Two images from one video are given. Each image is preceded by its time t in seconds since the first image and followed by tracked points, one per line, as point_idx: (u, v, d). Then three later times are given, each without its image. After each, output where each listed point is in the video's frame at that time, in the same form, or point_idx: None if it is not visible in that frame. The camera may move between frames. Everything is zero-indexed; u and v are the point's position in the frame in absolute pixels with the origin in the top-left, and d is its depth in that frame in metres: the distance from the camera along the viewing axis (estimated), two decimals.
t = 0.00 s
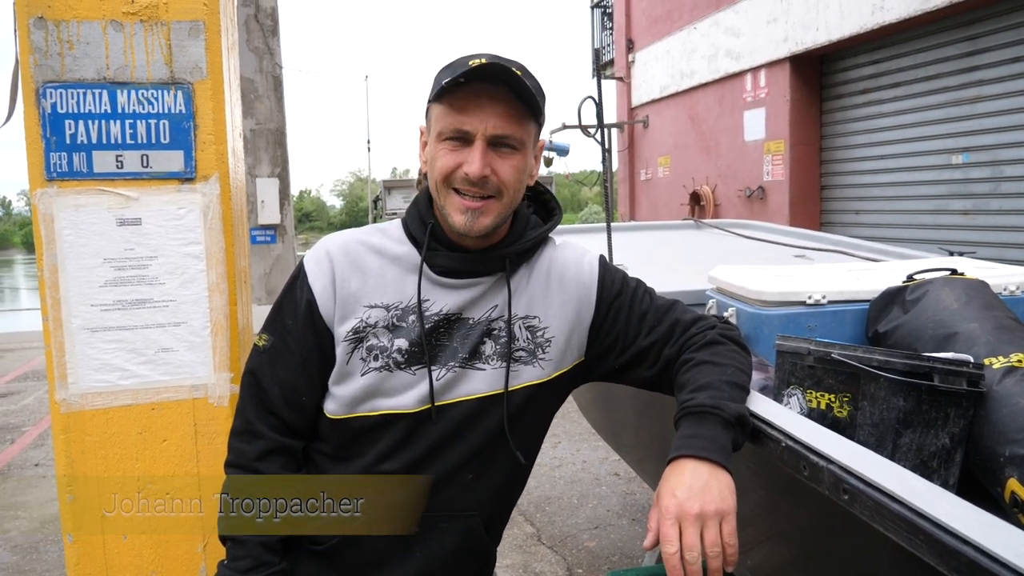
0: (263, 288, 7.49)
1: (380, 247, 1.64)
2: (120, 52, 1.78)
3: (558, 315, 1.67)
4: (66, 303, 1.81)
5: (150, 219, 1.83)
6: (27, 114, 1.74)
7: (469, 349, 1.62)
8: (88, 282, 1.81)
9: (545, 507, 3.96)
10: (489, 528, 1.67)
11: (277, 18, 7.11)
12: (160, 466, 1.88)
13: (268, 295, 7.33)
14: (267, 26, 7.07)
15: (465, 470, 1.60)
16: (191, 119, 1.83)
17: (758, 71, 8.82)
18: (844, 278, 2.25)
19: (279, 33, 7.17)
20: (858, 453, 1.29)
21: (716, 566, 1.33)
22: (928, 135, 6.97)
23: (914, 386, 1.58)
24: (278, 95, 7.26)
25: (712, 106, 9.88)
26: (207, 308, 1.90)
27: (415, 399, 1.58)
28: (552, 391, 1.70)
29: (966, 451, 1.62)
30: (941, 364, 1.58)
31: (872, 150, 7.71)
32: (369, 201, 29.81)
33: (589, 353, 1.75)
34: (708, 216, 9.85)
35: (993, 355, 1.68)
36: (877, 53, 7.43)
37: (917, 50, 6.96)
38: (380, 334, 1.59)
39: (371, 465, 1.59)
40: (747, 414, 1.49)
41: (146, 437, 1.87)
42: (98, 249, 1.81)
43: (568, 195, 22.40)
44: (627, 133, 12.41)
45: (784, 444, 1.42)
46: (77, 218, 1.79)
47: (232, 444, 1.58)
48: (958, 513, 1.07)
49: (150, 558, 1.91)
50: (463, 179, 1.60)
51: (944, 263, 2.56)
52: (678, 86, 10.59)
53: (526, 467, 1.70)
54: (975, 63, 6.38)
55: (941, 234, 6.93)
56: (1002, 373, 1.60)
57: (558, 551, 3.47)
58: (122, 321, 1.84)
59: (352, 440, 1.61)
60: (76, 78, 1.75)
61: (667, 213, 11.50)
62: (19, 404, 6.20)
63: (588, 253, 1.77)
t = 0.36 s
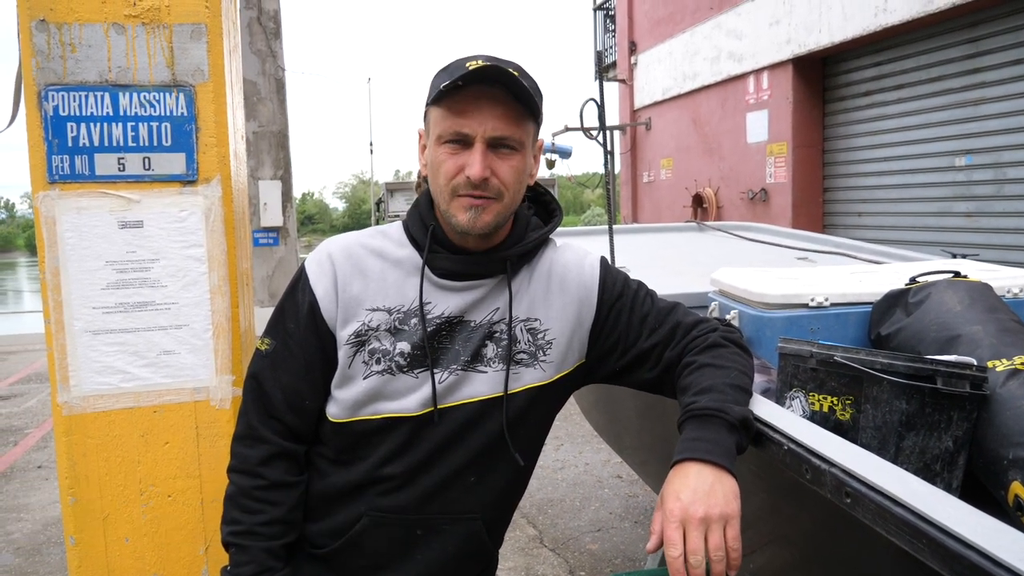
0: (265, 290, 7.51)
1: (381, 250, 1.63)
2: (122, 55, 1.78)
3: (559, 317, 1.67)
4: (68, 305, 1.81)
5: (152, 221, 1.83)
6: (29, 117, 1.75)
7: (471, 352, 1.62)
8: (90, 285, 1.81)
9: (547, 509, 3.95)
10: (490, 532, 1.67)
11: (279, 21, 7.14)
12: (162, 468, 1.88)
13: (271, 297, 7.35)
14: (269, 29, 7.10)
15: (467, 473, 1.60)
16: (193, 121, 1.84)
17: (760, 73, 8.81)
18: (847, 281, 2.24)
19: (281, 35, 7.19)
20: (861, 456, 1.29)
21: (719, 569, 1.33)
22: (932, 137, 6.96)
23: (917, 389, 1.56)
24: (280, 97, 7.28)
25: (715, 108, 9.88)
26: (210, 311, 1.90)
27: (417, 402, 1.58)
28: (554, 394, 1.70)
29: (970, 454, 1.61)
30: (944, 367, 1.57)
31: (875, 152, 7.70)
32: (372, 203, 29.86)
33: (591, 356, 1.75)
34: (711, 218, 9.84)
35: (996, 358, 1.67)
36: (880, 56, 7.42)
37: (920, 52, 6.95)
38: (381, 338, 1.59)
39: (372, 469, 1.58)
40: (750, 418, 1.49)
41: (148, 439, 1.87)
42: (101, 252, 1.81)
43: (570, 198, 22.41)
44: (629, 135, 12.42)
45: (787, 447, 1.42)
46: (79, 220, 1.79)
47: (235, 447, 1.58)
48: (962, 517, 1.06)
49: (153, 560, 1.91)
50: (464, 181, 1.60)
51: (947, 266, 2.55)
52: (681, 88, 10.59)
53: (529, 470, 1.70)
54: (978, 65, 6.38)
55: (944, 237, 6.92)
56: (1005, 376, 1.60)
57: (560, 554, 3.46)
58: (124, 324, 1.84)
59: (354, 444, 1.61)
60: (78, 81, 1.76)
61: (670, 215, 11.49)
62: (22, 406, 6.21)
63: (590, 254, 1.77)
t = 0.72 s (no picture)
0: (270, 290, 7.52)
1: (386, 250, 1.64)
2: (129, 55, 1.79)
3: (564, 318, 1.67)
4: (74, 305, 1.81)
5: (158, 221, 1.84)
6: (35, 117, 1.75)
7: (474, 352, 1.62)
8: (97, 284, 1.81)
9: (551, 510, 3.95)
10: (494, 533, 1.67)
11: (284, 21, 7.16)
12: (167, 468, 1.89)
13: (276, 297, 7.36)
14: (274, 29, 7.12)
15: (470, 473, 1.60)
16: (199, 121, 1.84)
17: (765, 73, 8.79)
18: (853, 282, 2.23)
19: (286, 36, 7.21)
20: (867, 458, 1.28)
21: (732, 569, 1.32)
22: (939, 138, 6.94)
23: (924, 391, 1.56)
24: (285, 97, 7.30)
25: (720, 109, 9.86)
26: (215, 310, 1.90)
27: (420, 401, 1.57)
28: (558, 394, 1.70)
29: (976, 457, 1.60)
30: (952, 369, 1.56)
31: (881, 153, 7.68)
32: (375, 203, 29.89)
33: (596, 357, 1.74)
34: (715, 219, 9.82)
35: (1004, 359, 1.66)
36: (886, 56, 7.40)
37: (926, 53, 6.93)
38: (385, 337, 1.59)
39: (375, 468, 1.58)
40: (757, 418, 1.48)
41: (153, 439, 1.87)
42: (107, 252, 1.82)
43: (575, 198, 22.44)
44: (634, 136, 12.41)
45: (793, 449, 1.42)
46: (85, 220, 1.80)
47: (241, 446, 1.58)
48: (970, 520, 1.06)
49: (158, 560, 1.91)
50: (469, 181, 1.60)
51: (954, 267, 2.54)
52: (686, 89, 10.57)
53: (533, 470, 1.70)
54: (984, 66, 6.36)
55: (951, 238, 6.89)
56: (1012, 378, 1.59)
57: (565, 555, 3.46)
58: (130, 324, 1.84)
59: (357, 443, 1.61)
60: (85, 80, 1.76)
61: (674, 216, 11.48)
62: (28, 405, 6.23)
63: (596, 255, 1.77)
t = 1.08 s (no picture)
0: (274, 291, 7.55)
1: (392, 249, 1.64)
2: (136, 57, 1.79)
3: (568, 318, 1.67)
4: (81, 306, 1.82)
5: (164, 223, 1.84)
6: (43, 119, 1.76)
7: (477, 350, 1.62)
8: (103, 285, 1.82)
9: (555, 512, 3.95)
10: (498, 534, 1.66)
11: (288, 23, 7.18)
12: (173, 469, 1.89)
13: (279, 298, 7.39)
14: (279, 31, 7.15)
15: (473, 473, 1.60)
16: (206, 123, 1.85)
17: (769, 76, 8.79)
18: (858, 284, 2.23)
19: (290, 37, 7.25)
20: (874, 460, 1.28)
21: (737, 571, 1.32)
22: (943, 141, 6.93)
23: (929, 394, 1.56)
24: (289, 99, 7.33)
25: (723, 111, 9.85)
26: (221, 311, 1.90)
27: (423, 398, 1.58)
28: (563, 395, 1.70)
29: (982, 459, 1.60)
30: (957, 372, 1.55)
31: (885, 155, 7.68)
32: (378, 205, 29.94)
33: (601, 358, 1.74)
34: (719, 221, 9.81)
35: (1009, 362, 1.66)
36: (890, 59, 7.40)
37: (930, 56, 6.92)
38: (389, 334, 1.60)
39: (379, 466, 1.59)
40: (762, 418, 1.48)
41: (159, 439, 1.88)
42: (113, 252, 1.82)
43: (578, 200, 22.47)
44: (638, 137, 12.42)
45: (800, 451, 1.42)
46: (92, 221, 1.80)
47: (247, 445, 1.59)
48: (977, 523, 1.06)
49: (163, 560, 1.92)
50: (474, 182, 1.60)
51: (958, 270, 2.54)
52: (690, 91, 10.57)
53: (538, 471, 1.70)
54: (988, 69, 6.35)
55: (955, 240, 6.87)
56: (1017, 381, 1.59)
57: (568, 557, 3.46)
58: (136, 324, 1.85)
59: (361, 441, 1.61)
60: (92, 82, 1.77)
61: (678, 218, 11.47)
62: (32, 405, 6.25)
63: (602, 256, 1.77)
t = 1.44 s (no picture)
0: (276, 291, 7.65)
1: (400, 253, 1.65)
2: (140, 58, 1.80)
3: (574, 320, 1.68)
4: (86, 306, 1.83)
5: (169, 223, 1.85)
6: (47, 120, 1.76)
7: (486, 354, 1.63)
8: (108, 286, 1.83)
9: (557, 512, 3.95)
10: (504, 534, 1.67)
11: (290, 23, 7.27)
12: (177, 469, 1.90)
13: (281, 299, 7.43)
14: (280, 31, 7.19)
15: (480, 474, 1.61)
16: (210, 124, 1.85)
17: (771, 77, 8.79)
18: (859, 285, 2.24)
19: (292, 38, 7.29)
20: (876, 460, 1.29)
21: (737, 570, 1.33)
22: (944, 142, 6.93)
23: (930, 395, 1.56)
24: (292, 100, 7.37)
25: (725, 112, 9.86)
26: (225, 312, 1.91)
27: (432, 401, 1.59)
28: (569, 396, 1.70)
29: (983, 459, 1.61)
30: (958, 372, 1.56)
31: (887, 156, 7.69)
32: (380, 205, 29.96)
33: (605, 359, 1.75)
34: (720, 221, 9.81)
35: (1010, 363, 1.66)
36: (892, 60, 7.40)
37: (932, 57, 6.93)
38: (399, 338, 1.60)
39: (387, 468, 1.59)
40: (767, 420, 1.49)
41: (163, 440, 1.89)
42: (118, 254, 1.83)
43: (580, 200, 22.51)
44: (639, 138, 12.42)
45: (802, 451, 1.42)
46: (96, 222, 1.81)
47: (255, 446, 1.60)
48: (980, 523, 1.06)
49: (167, 560, 1.93)
50: (482, 190, 1.61)
51: (959, 270, 2.55)
52: (691, 93, 10.58)
53: (544, 470, 1.70)
54: (990, 70, 6.36)
55: (957, 241, 6.87)
56: (1018, 383, 1.59)
57: (571, 557, 3.46)
58: (141, 325, 1.86)
59: (368, 443, 1.62)
60: (97, 83, 1.77)
61: (679, 219, 11.48)
62: (34, 406, 6.27)
63: (606, 257, 1.78)
